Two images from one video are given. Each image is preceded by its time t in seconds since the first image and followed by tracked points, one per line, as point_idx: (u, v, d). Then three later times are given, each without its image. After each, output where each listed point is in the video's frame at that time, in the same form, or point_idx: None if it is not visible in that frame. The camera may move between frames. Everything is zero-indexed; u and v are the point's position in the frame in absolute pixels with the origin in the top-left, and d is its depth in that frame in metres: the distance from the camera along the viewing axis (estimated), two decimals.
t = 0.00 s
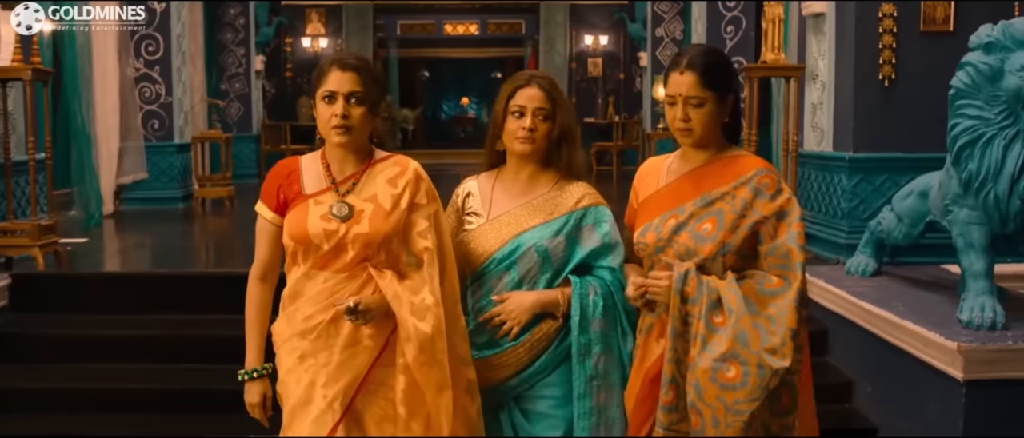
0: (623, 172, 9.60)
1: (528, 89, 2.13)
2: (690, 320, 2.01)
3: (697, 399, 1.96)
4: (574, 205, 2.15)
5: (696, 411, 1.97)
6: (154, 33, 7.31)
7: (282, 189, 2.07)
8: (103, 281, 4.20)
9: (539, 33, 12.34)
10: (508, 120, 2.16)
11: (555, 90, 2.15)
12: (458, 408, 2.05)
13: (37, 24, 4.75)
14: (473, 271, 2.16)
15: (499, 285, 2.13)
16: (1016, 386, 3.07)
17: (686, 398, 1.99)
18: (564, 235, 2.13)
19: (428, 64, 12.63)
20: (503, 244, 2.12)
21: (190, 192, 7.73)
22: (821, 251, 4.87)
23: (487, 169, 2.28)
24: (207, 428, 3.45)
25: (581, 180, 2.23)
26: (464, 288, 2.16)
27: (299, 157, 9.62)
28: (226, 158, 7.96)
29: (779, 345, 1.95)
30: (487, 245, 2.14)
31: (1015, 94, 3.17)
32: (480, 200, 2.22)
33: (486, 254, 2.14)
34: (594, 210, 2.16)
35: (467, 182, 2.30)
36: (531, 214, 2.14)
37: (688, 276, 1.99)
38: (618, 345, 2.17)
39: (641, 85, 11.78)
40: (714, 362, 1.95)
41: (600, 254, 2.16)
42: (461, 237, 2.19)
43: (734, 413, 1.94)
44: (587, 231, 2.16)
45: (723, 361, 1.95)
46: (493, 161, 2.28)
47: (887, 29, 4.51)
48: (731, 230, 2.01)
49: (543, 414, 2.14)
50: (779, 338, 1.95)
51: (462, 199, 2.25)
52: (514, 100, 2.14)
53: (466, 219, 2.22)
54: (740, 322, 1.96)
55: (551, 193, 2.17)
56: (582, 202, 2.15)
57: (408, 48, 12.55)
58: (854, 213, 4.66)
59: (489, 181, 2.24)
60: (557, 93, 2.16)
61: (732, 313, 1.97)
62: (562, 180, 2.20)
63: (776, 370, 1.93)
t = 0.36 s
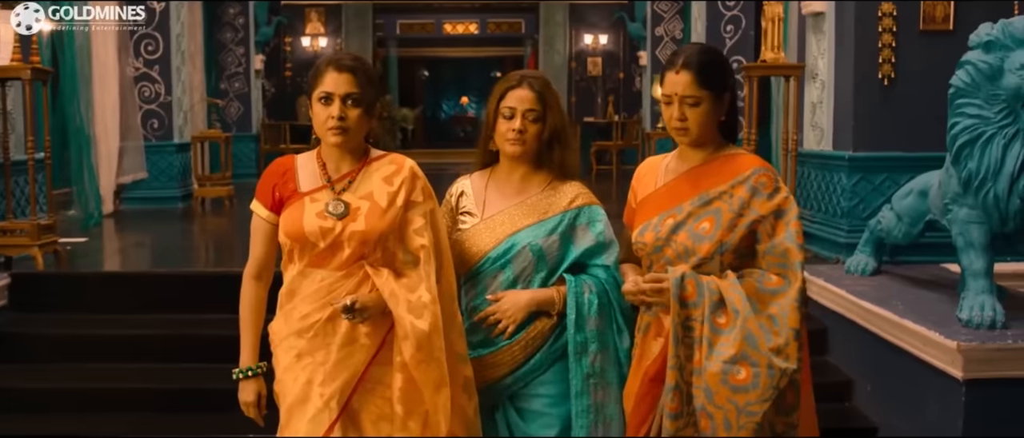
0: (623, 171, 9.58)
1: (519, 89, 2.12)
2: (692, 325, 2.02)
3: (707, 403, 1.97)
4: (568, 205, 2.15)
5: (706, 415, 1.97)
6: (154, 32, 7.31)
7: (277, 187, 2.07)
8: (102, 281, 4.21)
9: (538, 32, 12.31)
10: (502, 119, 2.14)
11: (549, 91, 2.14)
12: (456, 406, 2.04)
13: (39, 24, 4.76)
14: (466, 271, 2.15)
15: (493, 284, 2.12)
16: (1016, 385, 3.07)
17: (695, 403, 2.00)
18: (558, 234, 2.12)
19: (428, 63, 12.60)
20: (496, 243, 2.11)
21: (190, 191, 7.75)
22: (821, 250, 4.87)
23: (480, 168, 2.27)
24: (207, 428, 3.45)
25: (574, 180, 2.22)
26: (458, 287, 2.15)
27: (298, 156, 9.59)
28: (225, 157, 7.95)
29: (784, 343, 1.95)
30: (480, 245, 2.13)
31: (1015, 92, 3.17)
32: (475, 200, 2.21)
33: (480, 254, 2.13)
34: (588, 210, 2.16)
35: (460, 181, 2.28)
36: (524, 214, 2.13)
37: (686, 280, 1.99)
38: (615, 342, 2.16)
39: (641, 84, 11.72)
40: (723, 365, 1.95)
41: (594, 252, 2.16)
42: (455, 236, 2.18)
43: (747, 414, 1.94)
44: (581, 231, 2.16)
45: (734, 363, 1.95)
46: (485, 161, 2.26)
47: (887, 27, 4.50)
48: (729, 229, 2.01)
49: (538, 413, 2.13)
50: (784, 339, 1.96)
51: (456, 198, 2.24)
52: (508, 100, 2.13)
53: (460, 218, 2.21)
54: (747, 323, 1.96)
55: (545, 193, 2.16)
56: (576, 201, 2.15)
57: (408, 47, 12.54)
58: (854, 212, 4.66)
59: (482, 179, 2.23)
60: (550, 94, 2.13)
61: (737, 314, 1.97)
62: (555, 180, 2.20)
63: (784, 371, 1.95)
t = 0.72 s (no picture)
0: (622, 170, 9.57)
1: (502, 89, 2.13)
2: (688, 332, 1.99)
3: (711, 409, 1.94)
4: (562, 206, 2.13)
5: (709, 422, 1.95)
6: (152, 32, 7.32)
7: (273, 187, 2.06)
8: (101, 280, 4.22)
9: (538, 32, 12.26)
10: (489, 119, 2.15)
11: (538, 90, 2.13)
12: (451, 405, 2.04)
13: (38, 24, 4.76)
14: (461, 270, 2.14)
15: (486, 284, 2.11)
16: (1016, 384, 3.06)
17: (695, 409, 1.97)
18: (552, 234, 2.11)
19: (427, 63, 12.60)
20: (490, 243, 2.10)
21: (189, 191, 7.77)
22: (820, 250, 4.86)
23: (478, 167, 2.26)
24: (206, 428, 3.45)
25: (571, 180, 2.21)
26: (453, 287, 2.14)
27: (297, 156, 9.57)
28: (224, 157, 7.95)
29: (784, 345, 1.94)
30: (474, 244, 2.12)
31: (1014, 91, 3.16)
32: (470, 199, 2.19)
33: (474, 253, 2.12)
34: (583, 211, 2.15)
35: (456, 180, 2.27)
36: (517, 214, 2.11)
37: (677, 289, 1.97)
38: (610, 344, 2.13)
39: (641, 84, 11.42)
40: (725, 370, 1.93)
41: (589, 253, 2.14)
42: (450, 235, 2.17)
43: (751, 418, 1.93)
44: (575, 232, 2.14)
45: (736, 368, 1.93)
46: (481, 162, 2.26)
47: (886, 27, 4.50)
48: (724, 228, 1.98)
49: (532, 413, 2.10)
50: (784, 340, 1.94)
51: (451, 198, 2.23)
52: (496, 100, 2.13)
53: (454, 217, 2.20)
54: (747, 327, 1.94)
55: (538, 193, 2.15)
56: (571, 202, 2.14)
57: (407, 47, 12.53)
58: (852, 212, 4.66)
59: (478, 179, 2.22)
60: (537, 95, 2.12)
61: (735, 318, 1.95)
62: (551, 180, 2.18)
63: (785, 372, 1.93)
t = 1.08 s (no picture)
0: (623, 172, 9.54)
1: (499, 90, 2.11)
2: (686, 336, 1.96)
3: (709, 413, 1.91)
4: (565, 208, 2.11)
5: (709, 426, 1.91)
6: (152, 33, 7.29)
7: (273, 188, 2.05)
8: (98, 281, 4.24)
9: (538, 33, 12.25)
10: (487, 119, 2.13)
11: (537, 90, 2.10)
12: (453, 409, 2.02)
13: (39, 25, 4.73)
14: (462, 272, 2.12)
15: (487, 286, 2.09)
16: (1020, 386, 3.04)
17: (695, 412, 1.93)
18: (554, 237, 2.08)
19: (428, 63, 12.50)
20: (491, 245, 2.08)
21: (189, 192, 7.75)
22: (822, 252, 4.84)
23: (479, 168, 2.23)
24: (206, 429, 3.43)
25: (574, 182, 2.18)
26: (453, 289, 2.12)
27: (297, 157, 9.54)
28: (225, 158, 7.92)
29: (783, 346, 1.90)
30: (475, 245, 2.10)
31: (1018, 92, 3.14)
32: (472, 200, 2.17)
33: (474, 255, 2.10)
34: (586, 213, 2.12)
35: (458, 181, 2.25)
36: (519, 216, 2.09)
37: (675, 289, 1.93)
38: (611, 348, 2.11)
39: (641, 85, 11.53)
40: (721, 373, 1.89)
41: (592, 256, 2.12)
42: (451, 236, 2.15)
43: (749, 421, 1.89)
44: (578, 235, 2.11)
45: (731, 371, 1.89)
46: (483, 163, 2.23)
47: (889, 27, 4.48)
48: (726, 227, 1.94)
49: (533, 416, 2.08)
50: (785, 340, 1.90)
51: (453, 199, 2.21)
52: (493, 100, 2.11)
53: (456, 219, 2.18)
54: (743, 330, 1.90)
55: (539, 195, 2.12)
56: (574, 204, 2.11)
57: (408, 48, 12.49)
58: (855, 213, 4.63)
59: (481, 179, 2.20)
60: (533, 94, 2.09)
61: (732, 321, 1.91)
62: (554, 182, 2.16)
63: (782, 375, 1.88)
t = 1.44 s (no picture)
0: (626, 175, 9.50)
1: (503, 92, 2.08)
2: (697, 342, 1.92)
3: (721, 421, 1.87)
4: (572, 212, 2.07)
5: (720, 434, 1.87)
6: (154, 36, 7.26)
7: (273, 194, 2.01)
8: (99, 287, 4.32)
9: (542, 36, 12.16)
10: (492, 122, 2.10)
11: (543, 91, 2.07)
12: (459, 417, 1.98)
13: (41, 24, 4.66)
14: (466, 278, 2.08)
15: (493, 292, 2.05)
16: None
17: (706, 421, 1.89)
18: (561, 241, 2.05)
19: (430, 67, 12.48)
20: (497, 249, 2.04)
21: (189, 196, 7.69)
22: (829, 254, 4.81)
23: (485, 171, 2.20)
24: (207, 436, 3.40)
25: (582, 185, 2.14)
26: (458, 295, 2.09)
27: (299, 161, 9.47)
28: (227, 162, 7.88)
29: (796, 351, 1.85)
30: (479, 250, 2.06)
31: None
32: (477, 203, 2.14)
33: (480, 260, 2.06)
34: (594, 217, 2.08)
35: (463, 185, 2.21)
36: (526, 220, 2.05)
37: (686, 295, 1.90)
38: (620, 355, 2.08)
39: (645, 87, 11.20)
40: (733, 381, 1.85)
41: (600, 261, 2.08)
42: (456, 241, 2.11)
43: (762, 429, 1.85)
44: (586, 239, 2.08)
45: (743, 378, 1.85)
46: (489, 166, 2.20)
47: (896, 28, 4.44)
48: (737, 230, 1.90)
49: (540, 425, 2.04)
50: (798, 345, 1.86)
51: (458, 203, 2.17)
52: (498, 102, 2.08)
53: (461, 223, 2.14)
54: (755, 336, 1.86)
55: (545, 199, 2.08)
56: (582, 208, 2.08)
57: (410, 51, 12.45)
58: (863, 215, 4.59)
59: (486, 182, 2.16)
60: (539, 97, 2.06)
61: (744, 327, 1.87)
62: (561, 185, 2.12)
63: (796, 382, 1.84)
